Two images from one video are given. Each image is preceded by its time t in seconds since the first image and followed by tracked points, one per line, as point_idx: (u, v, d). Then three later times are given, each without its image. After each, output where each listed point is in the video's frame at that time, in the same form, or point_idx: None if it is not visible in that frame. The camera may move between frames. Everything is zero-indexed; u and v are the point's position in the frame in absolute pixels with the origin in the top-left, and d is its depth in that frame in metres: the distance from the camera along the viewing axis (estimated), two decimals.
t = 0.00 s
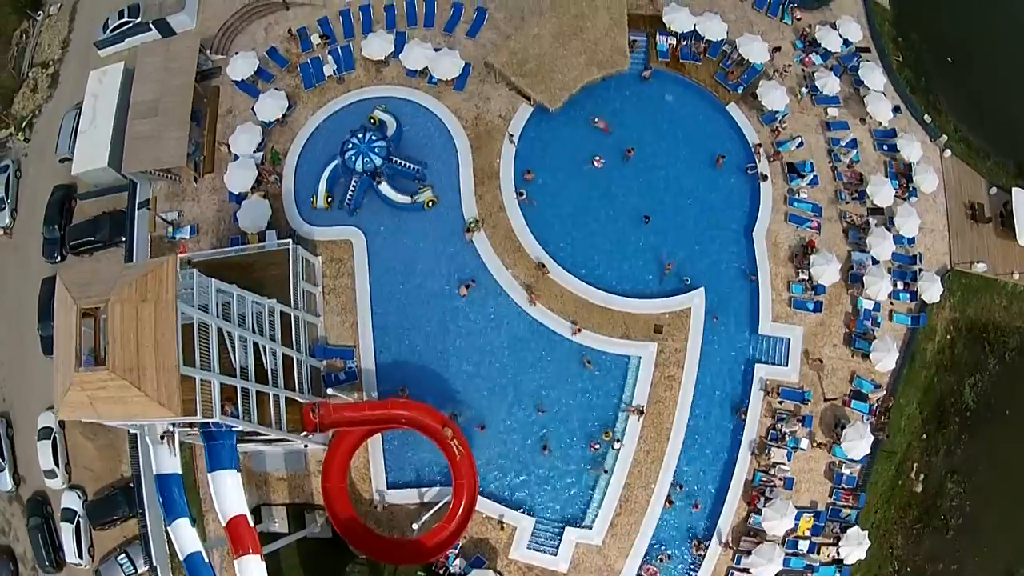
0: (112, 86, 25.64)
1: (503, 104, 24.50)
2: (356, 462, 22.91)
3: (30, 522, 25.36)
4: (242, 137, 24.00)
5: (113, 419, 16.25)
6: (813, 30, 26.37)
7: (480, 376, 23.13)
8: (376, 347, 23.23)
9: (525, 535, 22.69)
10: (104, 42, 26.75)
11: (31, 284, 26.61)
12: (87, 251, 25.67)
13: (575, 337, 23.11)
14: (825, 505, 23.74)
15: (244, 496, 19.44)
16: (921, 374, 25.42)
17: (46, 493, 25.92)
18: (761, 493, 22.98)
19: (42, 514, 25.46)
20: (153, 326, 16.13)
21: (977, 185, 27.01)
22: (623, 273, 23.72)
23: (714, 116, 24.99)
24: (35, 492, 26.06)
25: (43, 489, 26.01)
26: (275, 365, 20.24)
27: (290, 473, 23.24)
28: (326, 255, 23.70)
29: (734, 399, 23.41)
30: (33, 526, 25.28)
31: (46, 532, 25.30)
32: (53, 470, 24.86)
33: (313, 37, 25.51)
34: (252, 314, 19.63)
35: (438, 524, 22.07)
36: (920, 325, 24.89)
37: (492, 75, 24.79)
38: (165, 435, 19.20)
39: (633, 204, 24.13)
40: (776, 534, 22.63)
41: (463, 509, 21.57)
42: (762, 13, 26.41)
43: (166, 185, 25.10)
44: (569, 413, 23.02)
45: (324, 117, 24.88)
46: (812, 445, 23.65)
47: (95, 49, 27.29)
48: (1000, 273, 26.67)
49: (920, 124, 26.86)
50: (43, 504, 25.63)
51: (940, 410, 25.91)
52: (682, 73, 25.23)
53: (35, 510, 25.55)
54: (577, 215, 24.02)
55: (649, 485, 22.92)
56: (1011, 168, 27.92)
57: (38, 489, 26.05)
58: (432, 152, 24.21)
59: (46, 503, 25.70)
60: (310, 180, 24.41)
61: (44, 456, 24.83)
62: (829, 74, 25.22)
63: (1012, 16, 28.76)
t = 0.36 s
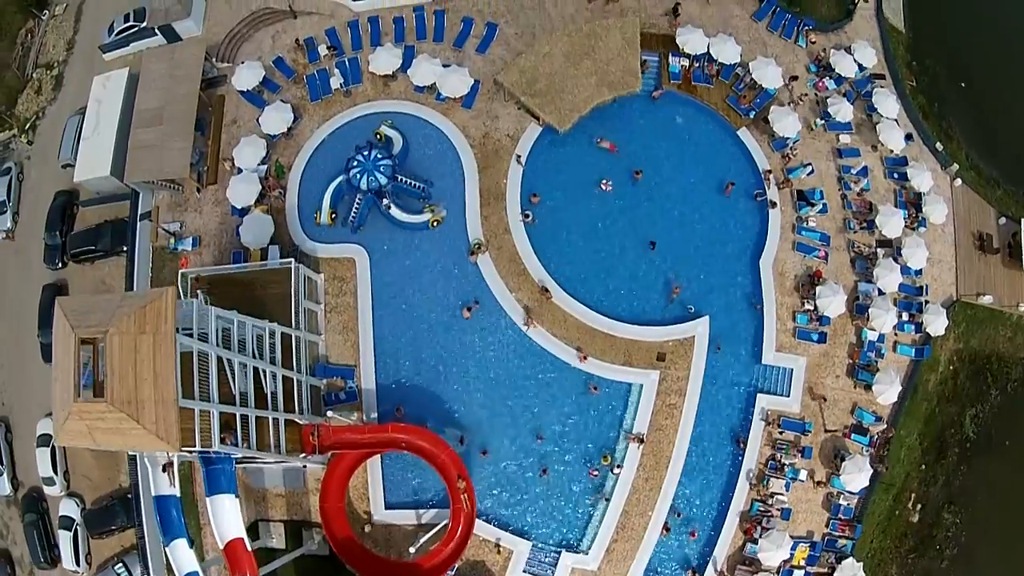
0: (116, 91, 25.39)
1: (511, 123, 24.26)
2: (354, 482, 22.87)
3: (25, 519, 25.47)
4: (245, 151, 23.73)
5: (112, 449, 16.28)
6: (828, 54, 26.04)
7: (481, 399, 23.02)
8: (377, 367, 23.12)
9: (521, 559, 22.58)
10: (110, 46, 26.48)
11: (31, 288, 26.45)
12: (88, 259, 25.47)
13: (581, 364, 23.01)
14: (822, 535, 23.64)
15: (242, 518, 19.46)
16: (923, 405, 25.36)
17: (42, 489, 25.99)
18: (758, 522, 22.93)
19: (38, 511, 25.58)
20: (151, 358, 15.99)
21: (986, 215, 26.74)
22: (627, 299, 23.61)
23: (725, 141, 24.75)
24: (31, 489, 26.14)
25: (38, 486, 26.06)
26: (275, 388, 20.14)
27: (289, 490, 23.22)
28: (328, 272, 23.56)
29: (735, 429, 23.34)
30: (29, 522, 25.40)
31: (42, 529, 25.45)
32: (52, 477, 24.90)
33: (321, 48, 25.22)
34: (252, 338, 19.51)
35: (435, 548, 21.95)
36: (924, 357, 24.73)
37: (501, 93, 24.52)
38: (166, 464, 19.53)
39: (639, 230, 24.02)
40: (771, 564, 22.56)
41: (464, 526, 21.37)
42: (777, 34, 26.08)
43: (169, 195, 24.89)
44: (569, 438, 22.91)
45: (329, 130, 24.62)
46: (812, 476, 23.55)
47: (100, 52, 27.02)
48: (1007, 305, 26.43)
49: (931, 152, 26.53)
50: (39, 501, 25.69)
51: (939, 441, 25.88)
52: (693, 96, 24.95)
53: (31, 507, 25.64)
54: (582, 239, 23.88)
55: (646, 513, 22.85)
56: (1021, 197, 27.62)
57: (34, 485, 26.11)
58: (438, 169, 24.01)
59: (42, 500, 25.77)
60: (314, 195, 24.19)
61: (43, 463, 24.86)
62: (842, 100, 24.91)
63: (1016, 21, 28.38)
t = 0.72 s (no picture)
0: (114, 107, 25.05)
1: (514, 144, 23.96)
2: (355, 506, 22.87)
3: (24, 527, 25.49)
4: (243, 171, 23.39)
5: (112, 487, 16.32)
6: (836, 73, 25.68)
7: (483, 425, 22.94)
8: (378, 392, 23.02)
9: None
10: (107, 59, 26.10)
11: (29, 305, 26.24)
12: (87, 278, 25.23)
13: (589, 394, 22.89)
14: (822, 560, 23.50)
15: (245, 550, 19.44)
16: (924, 429, 25.34)
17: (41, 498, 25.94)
18: (759, 548, 22.87)
19: (37, 519, 25.58)
20: (151, 402, 15.88)
21: (992, 236, 26.48)
22: (630, 325, 23.46)
23: (730, 163, 24.47)
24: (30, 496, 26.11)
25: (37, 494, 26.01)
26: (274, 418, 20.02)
27: (289, 514, 23.19)
28: (329, 296, 23.39)
29: (737, 455, 23.29)
30: (28, 531, 25.42)
31: (40, 538, 25.45)
32: (54, 495, 24.92)
33: (321, 65, 24.85)
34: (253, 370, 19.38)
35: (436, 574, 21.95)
36: (927, 382, 24.58)
37: (504, 113, 24.20)
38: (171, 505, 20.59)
39: (643, 254, 23.82)
40: None
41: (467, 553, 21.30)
42: (784, 52, 25.71)
43: (168, 214, 24.65)
44: (570, 464, 22.86)
45: (330, 150, 24.31)
46: (812, 501, 23.49)
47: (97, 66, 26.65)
48: (1011, 327, 26.26)
49: (938, 173, 26.21)
50: (37, 510, 25.63)
51: (940, 463, 25.87)
52: (698, 116, 24.62)
53: (29, 515, 25.60)
54: (585, 264, 23.69)
55: (647, 538, 22.85)
56: None
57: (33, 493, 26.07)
58: (439, 192, 23.74)
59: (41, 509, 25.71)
60: (315, 216, 23.94)
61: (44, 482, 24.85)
62: (850, 122, 24.58)
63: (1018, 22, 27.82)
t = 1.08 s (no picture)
0: (110, 126, 24.68)
1: (516, 166, 23.67)
2: (358, 532, 22.87)
3: (25, 539, 25.53)
4: (243, 195, 23.15)
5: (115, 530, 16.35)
6: (842, 90, 25.33)
7: (485, 450, 22.89)
8: (380, 417, 22.94)
9: None
10: (103, 75, 25.69)
11: (28, 324, 26.04)
12: (85, 299, 25.01)
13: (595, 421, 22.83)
14: None
15: None
16: (926, 449, 25.31)
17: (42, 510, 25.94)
18: (760, 572, 22.84)
19: (38, 533, 25.60)
20: (152, 449, 15.82)
21: (996, 255, 26.16)
22: (632, 349, 23.32)
23: (734, 184, 24.21)
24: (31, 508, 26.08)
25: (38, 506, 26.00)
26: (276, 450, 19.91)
27: (292, 538, 23.20)
28: (329, 321, 23.21)
29: (739, 479, 23.27)
30: (29, 543, 25.46)
31: (42, 550, 25.49)
32: (55, 517, 24.87)
33: (319, 84, 24.47)
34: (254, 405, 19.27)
35: None
36: (930, 404, 24.47)
37: (505, 134, 23.88)
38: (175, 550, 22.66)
39: (646, 277, 23.64)
40: None
41: None
42: (789, 69, 25.33)
43: (166, 236, 24.40)
44: (572, 489, 22.88)
45: (329, 171, 24.01)
46: (813, 524, 23.43)
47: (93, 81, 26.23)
48: (1015, 346, 26.09)
49: (944, 191, 25.92)
50: (38, 523, 25.64)
51: (941, 483, 25.86)
52: (703, 136, 24.30)
53: (30, 528, 25.62)
54: (588, 288, 23.51)
55: (649, 563, 22.84)
56: None
57: (33, 505, 26.05)
58: (440, 215, 23.49)
59: (41, 522, 25.73)
60: (314, 239, 23.69)
61: (47, 503, 24.82)
62: (856, 141, 24.26)
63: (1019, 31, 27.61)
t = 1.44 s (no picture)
0: (107, 144, 24.35)
1: (517, 187, 23.45)
2: (359, 555, 22.87)
3: (26, 550, 25.52)
4: (242, 217, 22.87)
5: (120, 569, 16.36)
6: (847, 106, 24.99)
7: (487, 473, 22.85)
8: (381, 442, 22.87)
9: None
10: (99, 91, 25.31)
11: (27, 343, 25.85)
12: (84, 319, 24.82)
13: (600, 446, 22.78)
14: None
15: None
16: (927, 468, 25.31)
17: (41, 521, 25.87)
18: None
19: (38, 543, 25.58)
20: (154, 492, 15.74)
21: (1000, 271, 25.94)
22: (635, 372, 23.22)
23: (738, 203, 23.98)
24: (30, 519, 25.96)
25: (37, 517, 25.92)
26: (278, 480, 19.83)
27: (295, 560, 23.20)
28: (330, 344, 23.08)
29: (741, 501, 23.26)
30: (29, 554, 25.45)
31: (42, 561, 25.50)
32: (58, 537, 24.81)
33: (318, 101, 24.14)
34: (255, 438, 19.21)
35: None
36: (933, 424, 24.39)
37: (507, 154, 23.63)
38: None
39: (648, 299, 23.47)
40: None
41: None
42: (794, 85, 24.96)
43: (164, 256, 24.15)
44: (574, 513, 22.88)
45: (329, 191, 23.73)
46: (815, 545, 23.39)
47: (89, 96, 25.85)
48: (1018, 363, 25.97)
49: (949, 208, 25.67)
50: (38, 533, 25.60)
51: (942, 500, 25.89)
52: (708, 155, 24.00)
53: (30, 539, 25.59)
54: (590, 309, 23.36)
55: None
56: None
57: (33, 515, 25.95)
58: (441, 236, 23.29)
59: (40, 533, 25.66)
60: (314, 260, 23.47)
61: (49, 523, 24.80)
62: (861, 160, 24.00)
63: None
